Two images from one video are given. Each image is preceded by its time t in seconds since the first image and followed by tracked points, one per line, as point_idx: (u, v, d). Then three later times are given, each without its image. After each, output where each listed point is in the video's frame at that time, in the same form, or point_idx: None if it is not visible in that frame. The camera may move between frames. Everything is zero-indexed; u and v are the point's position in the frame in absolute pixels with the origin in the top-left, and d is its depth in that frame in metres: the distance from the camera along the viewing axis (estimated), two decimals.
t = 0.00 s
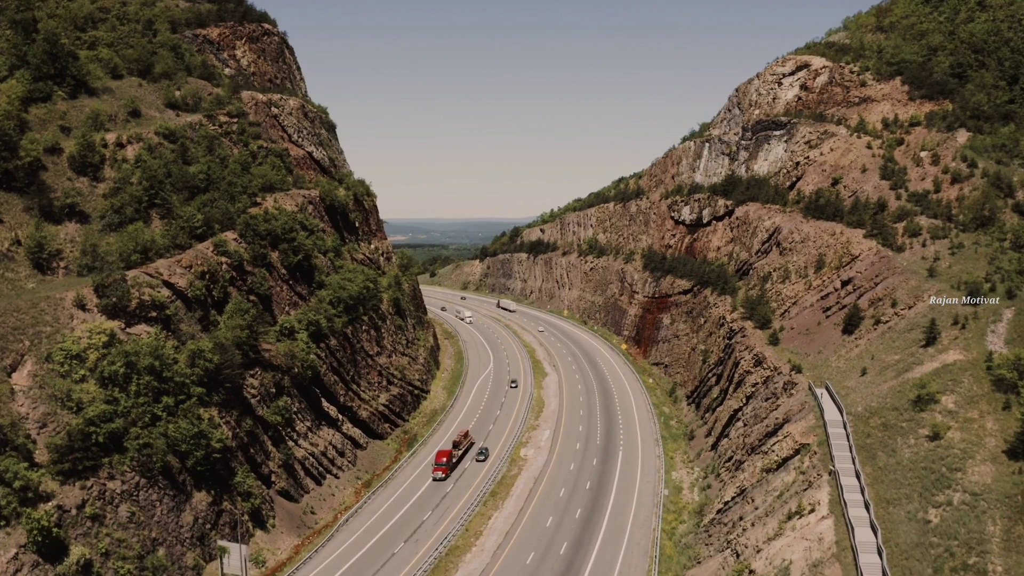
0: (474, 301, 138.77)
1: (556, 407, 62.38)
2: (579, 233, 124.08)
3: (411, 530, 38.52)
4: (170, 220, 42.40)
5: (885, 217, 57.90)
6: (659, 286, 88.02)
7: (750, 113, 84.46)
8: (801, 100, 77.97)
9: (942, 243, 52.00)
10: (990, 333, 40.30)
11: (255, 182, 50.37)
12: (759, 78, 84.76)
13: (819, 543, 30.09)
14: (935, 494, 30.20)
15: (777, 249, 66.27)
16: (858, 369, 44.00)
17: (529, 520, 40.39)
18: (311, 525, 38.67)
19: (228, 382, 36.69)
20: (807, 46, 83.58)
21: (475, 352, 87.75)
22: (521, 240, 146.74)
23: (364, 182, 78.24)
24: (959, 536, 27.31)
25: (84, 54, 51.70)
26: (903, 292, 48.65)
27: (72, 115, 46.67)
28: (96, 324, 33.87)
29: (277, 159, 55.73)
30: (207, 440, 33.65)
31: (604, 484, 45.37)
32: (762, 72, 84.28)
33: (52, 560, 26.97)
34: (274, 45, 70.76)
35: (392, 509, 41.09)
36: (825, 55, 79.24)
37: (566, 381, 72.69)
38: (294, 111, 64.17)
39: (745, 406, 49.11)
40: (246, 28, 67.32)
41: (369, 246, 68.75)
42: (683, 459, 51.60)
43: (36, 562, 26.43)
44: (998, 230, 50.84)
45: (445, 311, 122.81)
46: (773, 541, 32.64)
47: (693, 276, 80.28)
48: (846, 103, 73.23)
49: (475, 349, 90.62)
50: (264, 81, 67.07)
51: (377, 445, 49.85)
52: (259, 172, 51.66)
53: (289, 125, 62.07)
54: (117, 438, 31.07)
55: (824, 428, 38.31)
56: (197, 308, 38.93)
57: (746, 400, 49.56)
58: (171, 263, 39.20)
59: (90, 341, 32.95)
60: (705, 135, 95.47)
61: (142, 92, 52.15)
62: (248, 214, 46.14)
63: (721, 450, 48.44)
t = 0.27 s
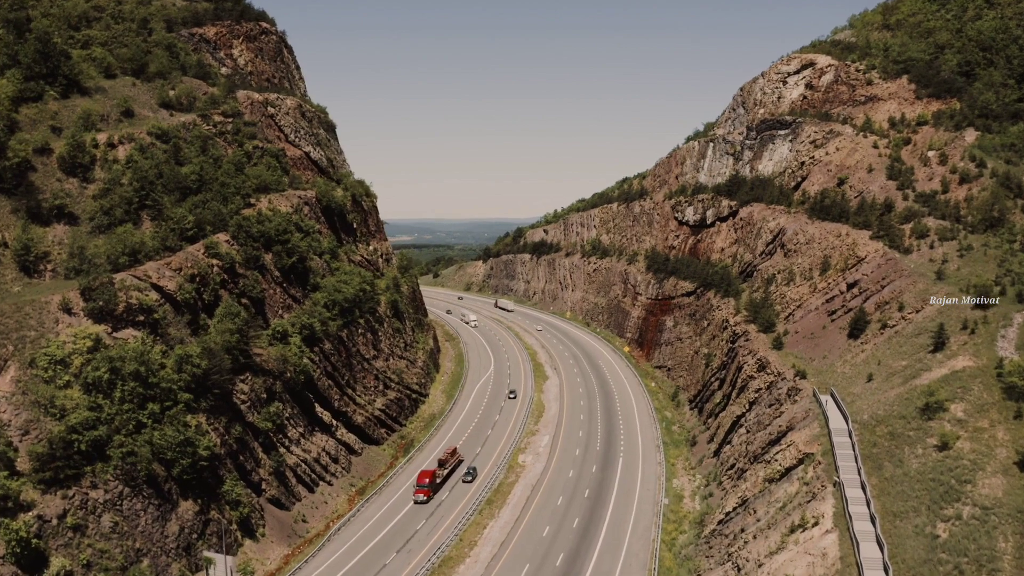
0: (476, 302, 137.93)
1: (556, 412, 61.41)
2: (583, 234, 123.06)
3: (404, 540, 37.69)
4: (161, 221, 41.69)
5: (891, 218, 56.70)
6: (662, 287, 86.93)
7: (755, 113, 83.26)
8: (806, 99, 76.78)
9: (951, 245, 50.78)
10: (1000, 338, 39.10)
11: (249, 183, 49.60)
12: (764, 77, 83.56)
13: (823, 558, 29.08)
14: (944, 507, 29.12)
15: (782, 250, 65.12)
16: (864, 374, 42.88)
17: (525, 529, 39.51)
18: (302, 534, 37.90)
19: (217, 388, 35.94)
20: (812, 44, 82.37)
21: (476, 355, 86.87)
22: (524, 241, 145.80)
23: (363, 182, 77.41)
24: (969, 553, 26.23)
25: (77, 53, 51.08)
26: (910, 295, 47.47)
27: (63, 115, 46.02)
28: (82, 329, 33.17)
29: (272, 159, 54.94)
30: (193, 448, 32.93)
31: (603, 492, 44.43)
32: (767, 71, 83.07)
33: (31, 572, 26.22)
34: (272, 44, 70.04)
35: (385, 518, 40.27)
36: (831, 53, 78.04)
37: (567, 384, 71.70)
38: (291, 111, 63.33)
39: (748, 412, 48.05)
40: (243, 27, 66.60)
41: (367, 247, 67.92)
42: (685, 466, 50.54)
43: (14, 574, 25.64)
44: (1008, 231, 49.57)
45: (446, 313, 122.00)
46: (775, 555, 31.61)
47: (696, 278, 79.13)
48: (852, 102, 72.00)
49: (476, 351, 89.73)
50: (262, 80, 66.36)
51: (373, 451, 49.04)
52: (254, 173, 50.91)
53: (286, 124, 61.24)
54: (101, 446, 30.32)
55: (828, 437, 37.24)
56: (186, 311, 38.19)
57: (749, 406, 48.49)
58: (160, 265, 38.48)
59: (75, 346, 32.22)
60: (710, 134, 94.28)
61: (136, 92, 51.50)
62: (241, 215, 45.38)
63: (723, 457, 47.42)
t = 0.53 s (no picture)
0: (479, 303, 137.03)
1: (556, 417, 60.38)
2: (587, 235, 122.05)
3: (397, 550, 36.82)
4: (151, 223, 40.98)
5: (898, 219, 55.47)
6: (665, 289, 85.82)
7: (760, 112, 82.07)
8: (812, 98, 75.57)
9: (960, 247, 49.53)
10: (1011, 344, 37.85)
11: (243, 183, 48.77)
12: (769, 76, 82.34)
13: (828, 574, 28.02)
14: (954, 521, 28.01)
15: (787, 252, 63.93)
16: (870, 381, 41.71)
17: (521, 539, 38.60)
18: (293, 543, 37.11)
19: (205, 394, 35.17)
20: (818, 42, 81.14)
21: (477, 357, 85.99)
22: (528, 241, 144.89)
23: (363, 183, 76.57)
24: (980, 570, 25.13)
25: (70, 53, 50.47)
26: (918, 298, 46.25)
27: (54, 114, 45.36)
28: (67, 333, 32.44)
29: (268, 159, 54.10)
30: (179, 456, 32.19)
31: (602, 500, 43.44)
32: (772, 70, 81.83)
33: None
34: (270, 43, 69.30)
35: (379, 526, 39.44)
36: (837, 52, 76.85)
37: (569, 388, 70.66)
38: (288, 110, 62.46)
39: (752, 419, 46.93)
40: (241, 26, 65.86)
41: (366, 249, 67.11)
42: (686, 474, 49.44)
43: None
44: (1019, 232, 48.29)
45: (448, 314, 121.21)
46: (778, 570, 30.57)
47: (700, 279, 77.98)
48: (858, 101, 70.79)
49: (477, 353, 88.83)
50: (259, 79, 65.60)
51: (368, 457, 48.20)
52: (248, 173, 50.14)
53: (283, 124, 60.37)
54: (84, 454, 29.54)
55: (833, 446, 36.15)
56: (175, 315, 37.44)
57: (752, 412, 47.37)
58: (149, 268, 37.73)
59: (59, 351, 31.47)
60: (714, 134, 93.10)
61: (130, 91, 50.84)
62: (234, 217, 44.59)
63: (725, 464, 46.35)
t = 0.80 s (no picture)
0: (482, 305, 136.00)
1: (556, 423, 59.20)
2: (591, 236, 120.83)
3: (388, 563, 35.81)
4: (139, 225, 40.13)
5: (907, 221, 54.01)
6: (670, 291, 84.50)
7: (766, 111, 80.62)
8: (819, 97, 74.14)
9: (971, 249, 48.06)
10: None
11: (235, 184, 47.86)
12: (775, 74, 80.90)
13: None
14: (965, 540, 26.69)
15: (793, 254, 62.55)
16: (879, 389, 40.33)
17: (516, 552, 37.52)
18: (282, 554, 36.20)
19: (191, 401, 34.26)
20: (825, 40, 79.63)
21: (478, 360, 84.91)
22: (532, 242, 143.75)
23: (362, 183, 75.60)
24: None
25: (62, 52, 49.73)
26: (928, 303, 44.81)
27: (44, 114, 44.60)
28: (48, 339, 31.58)
29: (262, 160, 53.17)
30: (162, 466, 31.30)
31: (601, 510, 42.29)
32: (778, 68, 80.37)
33: None
34: (267, 42, 68.42)
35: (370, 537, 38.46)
36: (844, 49, 75.40)
37: (570, 392, 69.45)
38: (285, 110, 61.48)
39: (756, 426, 45.64)
40: (237, 24, 64.96)
41: (364, 250, 66.13)
42: (689, 482, 48.20)
43: None
44: None
45: (451, 316, 120.28)
46: None
47: (704, 282, 76.60)
48: (866, 100, 69.40)
49: (479, 356, 87.76)
50: (256, 78, 64.72)
51: (363, 463, 47.23)
52: (241, 174, 49.22)
53: (279, 124, 59.38)
54: (63, 464, 28.59)
55: (839, 458, 34.88)
56: (162, 320, 36.55)
57: (757, 419, 46.07)
58: (136, 271, 36.85)
59: (39, 357, 30.58)
60: (719, 134, 91.67)
61: (122, 90, 50.05)
62: (225, 218, 43.67)
63: (729, 473, 45.12)
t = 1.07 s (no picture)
0: (484, 306, 135.13)
1: (556, 428, 58.18)
2: (595, 237, 119.82)
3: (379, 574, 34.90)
4: (128, 226, 39.41)
5: (915, 222, 52.75)
6: (673, 293, 83.37)
7: (771, 110, 79.38)
8: (824, 96, 72.94)
9: (980, 251, 46.77)
10: None
11: (229, 185, 47.11)
12: (780, 73, 79.67)
13: None
14: (976, 557, 25.53)
15: (798, 255, 61.35)
16: (886, 396, 39.12)
17: (511, 563, 36.57)
18: (271, 565, 35.42)
19: (177, 408, 33.48)
20: (831, 38, 78.37)
21: (479, 362, 83.99)
22: (536, 243, 142.85)
23: (362, 184, 74.52)
24: None
25: (54, 51, 49.11)
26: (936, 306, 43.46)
27: (34, 113, 43.95)
28: (31, 344, 30.84)
29: (257, 160, 52.37)
30: (146, 475, 30.53)
31: (600, 520, 41.28)
32: (783, 67, 79.13)
33: None
34: (265, 40, 67.65)
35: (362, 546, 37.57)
36: (850, 48, 74.18)
37: (571, 396, 68.39)
38: (282, 109, 60.58)
39: (759, 434, 44.53)
40: (235, 23, 64.18)
41: (363, 252, 65.28)
42: (690, 490, 47.14)
43: None
44: None
45: (453, 317, 119.48)
46: None
47: (708, 284, 75.42)
48: (872, 98, 68.25)
49: (480, 358, 86.85)
50: (253, 77, 63.95)
51: (358, 470, 46.40)
52: (235, 174, 48.43)
53: (276, 123, 58.51)
54: (43, 473, 27.74)
55: (844, 469, 33.80)
56: (150, 324, 35.82)
57: (760, 426, 44.95)
58: (124, 273, 36.10)
59: (21, 363, 29.81)
60: (724, 133, 90.45)
61: (116, 90, 49.38)
62: (217, 220, 42.93)
63: (731, 481, 44.08)
